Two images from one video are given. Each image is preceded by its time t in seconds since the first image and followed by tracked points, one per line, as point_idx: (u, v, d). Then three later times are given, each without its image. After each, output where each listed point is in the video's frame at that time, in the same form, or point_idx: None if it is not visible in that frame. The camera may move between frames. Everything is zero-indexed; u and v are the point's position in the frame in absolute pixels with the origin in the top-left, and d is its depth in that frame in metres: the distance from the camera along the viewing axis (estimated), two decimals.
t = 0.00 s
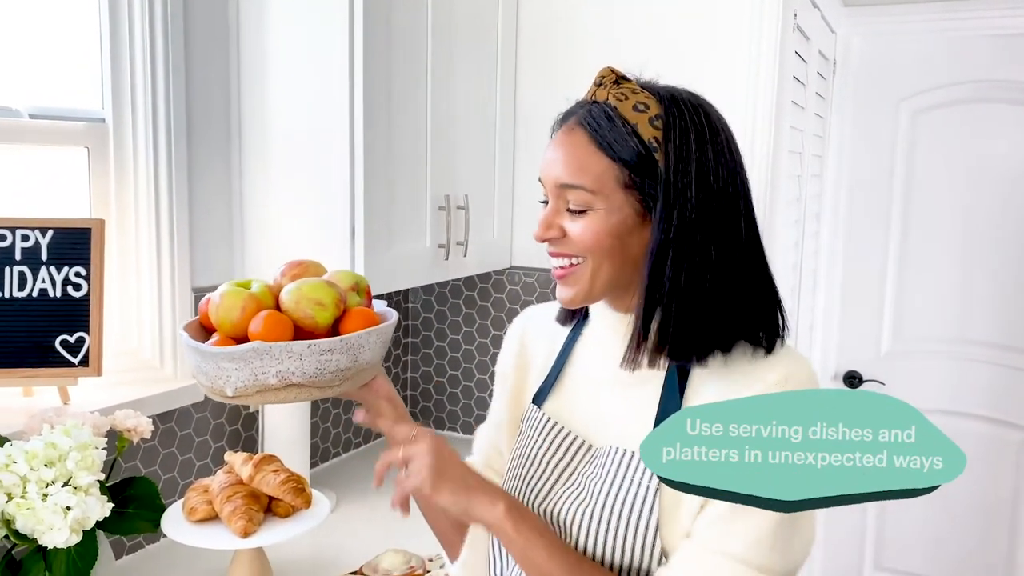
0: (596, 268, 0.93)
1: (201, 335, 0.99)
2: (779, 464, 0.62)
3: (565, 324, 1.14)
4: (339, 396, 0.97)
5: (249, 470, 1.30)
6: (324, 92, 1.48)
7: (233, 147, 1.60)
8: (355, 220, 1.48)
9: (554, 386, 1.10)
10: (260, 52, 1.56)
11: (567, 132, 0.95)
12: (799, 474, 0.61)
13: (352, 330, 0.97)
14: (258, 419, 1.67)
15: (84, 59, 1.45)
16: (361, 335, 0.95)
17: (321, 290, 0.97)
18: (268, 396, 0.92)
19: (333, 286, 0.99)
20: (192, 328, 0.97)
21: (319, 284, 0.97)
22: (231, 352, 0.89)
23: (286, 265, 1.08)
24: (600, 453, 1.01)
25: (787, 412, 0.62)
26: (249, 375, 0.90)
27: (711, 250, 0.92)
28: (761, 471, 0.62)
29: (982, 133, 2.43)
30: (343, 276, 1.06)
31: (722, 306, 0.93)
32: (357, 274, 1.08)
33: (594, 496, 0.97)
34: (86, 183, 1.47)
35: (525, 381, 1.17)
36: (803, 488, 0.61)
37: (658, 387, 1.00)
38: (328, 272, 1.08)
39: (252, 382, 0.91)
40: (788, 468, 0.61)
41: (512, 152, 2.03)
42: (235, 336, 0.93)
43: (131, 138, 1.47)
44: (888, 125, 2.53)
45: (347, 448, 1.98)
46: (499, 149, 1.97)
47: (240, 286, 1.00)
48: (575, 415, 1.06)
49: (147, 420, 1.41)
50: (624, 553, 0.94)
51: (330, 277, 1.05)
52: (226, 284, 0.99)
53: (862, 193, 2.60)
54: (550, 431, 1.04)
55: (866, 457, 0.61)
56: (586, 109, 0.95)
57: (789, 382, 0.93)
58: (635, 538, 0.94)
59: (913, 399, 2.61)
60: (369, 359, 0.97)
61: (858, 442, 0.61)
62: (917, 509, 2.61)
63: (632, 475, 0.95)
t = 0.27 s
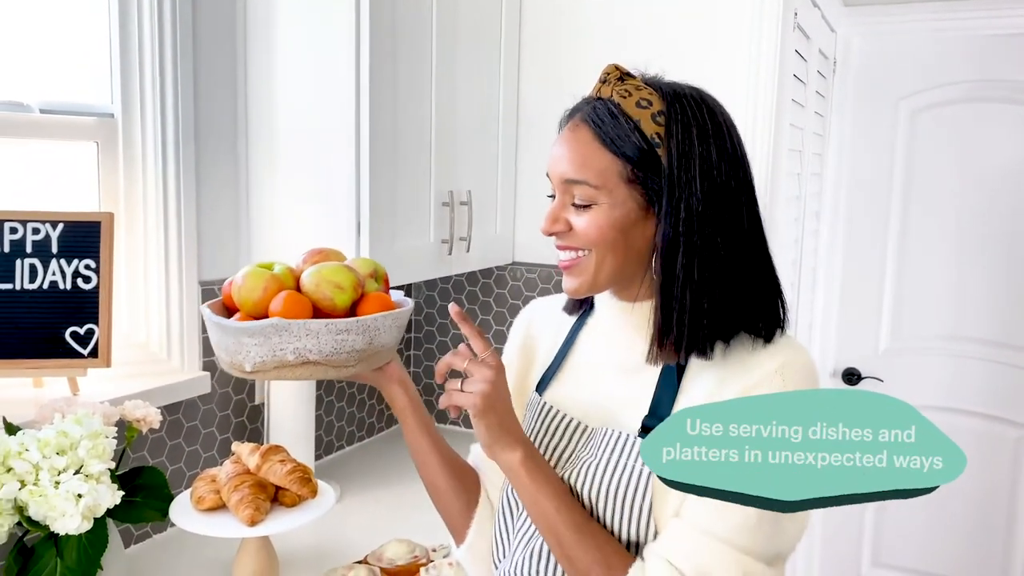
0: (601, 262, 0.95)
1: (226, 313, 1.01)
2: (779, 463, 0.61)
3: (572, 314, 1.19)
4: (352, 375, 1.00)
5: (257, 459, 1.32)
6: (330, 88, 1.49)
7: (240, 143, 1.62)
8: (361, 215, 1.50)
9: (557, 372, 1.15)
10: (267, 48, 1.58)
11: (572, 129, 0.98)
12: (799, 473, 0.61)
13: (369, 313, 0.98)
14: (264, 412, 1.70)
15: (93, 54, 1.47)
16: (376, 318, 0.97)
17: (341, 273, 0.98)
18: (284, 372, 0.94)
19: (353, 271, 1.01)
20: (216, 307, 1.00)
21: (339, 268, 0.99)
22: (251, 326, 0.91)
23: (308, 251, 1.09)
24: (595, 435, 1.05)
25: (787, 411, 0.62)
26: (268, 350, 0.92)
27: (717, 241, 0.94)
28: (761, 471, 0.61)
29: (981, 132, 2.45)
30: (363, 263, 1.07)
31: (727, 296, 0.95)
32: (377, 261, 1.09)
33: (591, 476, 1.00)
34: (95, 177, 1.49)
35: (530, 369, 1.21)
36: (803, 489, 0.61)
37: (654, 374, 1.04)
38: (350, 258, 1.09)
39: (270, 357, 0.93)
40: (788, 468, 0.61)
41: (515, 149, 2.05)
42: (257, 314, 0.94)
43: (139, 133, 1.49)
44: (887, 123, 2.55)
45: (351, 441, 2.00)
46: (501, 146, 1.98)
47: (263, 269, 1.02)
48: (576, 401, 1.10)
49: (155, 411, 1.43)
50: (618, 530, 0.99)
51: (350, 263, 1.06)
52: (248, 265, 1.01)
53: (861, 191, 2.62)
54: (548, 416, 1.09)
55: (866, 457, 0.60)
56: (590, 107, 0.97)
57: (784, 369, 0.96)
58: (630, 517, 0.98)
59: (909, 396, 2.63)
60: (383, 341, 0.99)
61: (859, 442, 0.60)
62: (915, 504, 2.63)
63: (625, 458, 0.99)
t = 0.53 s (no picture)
0: (607, 262, 0.98)
1: (245, 304, 1.04)
2: (779, 463, 0.65)
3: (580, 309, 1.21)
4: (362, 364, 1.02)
5: (262, 450, 1.34)
6: (337, 85, 1.52)
7: (247, 140, 1.65)
8: (366, 210, 1.52)
9: (562, 366, 1.18)
10: (273, 46, 1.60)
11: (581, 131, 1.00)
12: (798, 473, 0.65)
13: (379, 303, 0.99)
14: (269, 405, 1.72)
15: (103, 52, 1.49)
16: (385, 307, 0.99)
17: (352, 264, 1.00)
18: (295, 359, 0.97)
19: (365, 261, 1.02)
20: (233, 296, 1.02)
21: (351, 258, 1.00)
22: (263, 316, 0.94)
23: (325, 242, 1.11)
24: (596, 427, 1.08)
25: (787, 412, 0.66)
26: (279, 338, 0.95)
27: (721, 245, 0.96)
28: (761, 471, 0.66)
29: (979, 132, 2.47)
30: (376, 254, 1.08)
31: (731, 295, 0.97)
32: (390, 253, 1.10)
33: (589, 465, 1.04)
34: (104, 173, 1.52)
35: (537, 362, 1.25)
36: (803, 488, 0.65)
37: (655, 368, 1.06)
38: (365, 249, 1.10)
39: (282, 345, 0.95)
40: (788, 468, 0.65)
41: (517, 147, 2.08)
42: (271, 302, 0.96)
43: (148, 130, 1.51)
44: (886, 123, 2.58)
45: (354, 435, 2.03)
46: (504, 144, 2.01)
47: (277, 259, 1.03)
48: (580, 394, 1.13)
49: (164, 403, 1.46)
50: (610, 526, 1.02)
51: (364, 254, 1.08)
52: (264, 256, 1.02)
53: (860, 190, 2.64)
54: (555, 407, 1.13)
55: (866, 458, 0.64)
56: (599, 110, 1.00)
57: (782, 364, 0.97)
58: (622, 508, 1.01)
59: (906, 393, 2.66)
60: (393, 331, 1.01)
61: (858, 442, 0.64)
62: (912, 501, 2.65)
63: (621, 448, 1.02)
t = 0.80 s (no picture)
0: (609, 254, 1.00)
1: (257, 291, 1.06)
2: (779, 463, 0.72)
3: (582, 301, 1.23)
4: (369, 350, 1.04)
5: (267, 440, 1.37)
6: (341, 81, 1.54)
7: (251, 136, 1.67)
8: (368, 204, 1.54)
9: (564, 357, 1.20)
10: (278, 43, 1.62)
11: (583, 125, 1.02)
12: (798, 473, 0.71)
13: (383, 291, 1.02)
14: (272, 397, 1.75)
15: (110, 49, 1.52)
16: (390, 294, 1.01)
17: (359, 253, 1.03)
18: (302, 344, 0.99)
19: (371, 251, 1.05)
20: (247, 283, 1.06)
21: (357, 248, 1.04)
22: (270, 301, 0.96)
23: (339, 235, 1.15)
24: (594, 415, 1.10)
25: (786, 414, 0.73)
26: (286, 323, 0.97)
27: (719, 237, 0.98)
28: (761, 471, 0.72)
29: (977, 131, 2.49)
30: (385, 244, 1.11)
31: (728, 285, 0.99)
32: (400, 244, 1.13)
33: (588, 452, 1.06)
34: (112, 168, 1.54)
35: (540, 352, 1.27)
36: (803, 488, 0.71)
37: (654, 358, 1.08)
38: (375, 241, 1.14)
39: (289, 329, 0.98)
40: (787, 468, 0.71)
41: (518, 144, 2.10)
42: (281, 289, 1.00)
43: (154, 125, 1.54)
44: (886, 121, 2.60)
45: (357, 428, 2.05)
46: (505, 141, 2.03)
47: (290, 248, 1.07)
48: (580, 384, 1.15)
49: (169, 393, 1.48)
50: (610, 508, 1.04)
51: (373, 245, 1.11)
52: (278, 245, 1.06)
53: (859, 188, 2.66)
54: (556, 397, 1.15)
55: (866, 458, 0.70)
56: (600, 104, 1.02)
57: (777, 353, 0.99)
58: (621, 493, 1.03)
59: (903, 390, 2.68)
60: (398, 317, 1.03)
61: (858, 443, 0.71)
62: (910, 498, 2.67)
63: (619, 435, 1.04)
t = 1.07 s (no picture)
0: (599, 253, 1.02)
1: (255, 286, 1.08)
2: (779, 463, 0.63)
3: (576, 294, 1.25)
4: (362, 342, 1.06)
5: (265, 433, 1.39)
6: (341, 81, 1.56)
7: (252, 135, 1.69)
8: (367, 203, 1.56)
9: (556, 351, 1.22)
10: (278, 43, 1.65)
11: (582, 124, 1.03)
12: (798, 473, 0.63)
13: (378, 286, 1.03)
14: (271, 392, 1.77)
15: (113, 49, 1.54)
16: (384, 289, 1.03)
17: (354, 247, 1.05)
18: (298, 337, 1.01)
19: (366, 246, 1.07)
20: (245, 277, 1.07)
21: (352, 242, 1.05)
22: (266, 295, 0.98)
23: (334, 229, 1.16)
24: (585, 409, 1.12)
25: (786, 413, 0.65)
26: (282, 316, 0.99)
27: (710, 244, 1.00)
28: (760, 471, 0.63)
29: (973, 130, 2.51)
30: (380, 239, 1.13)
31: (718, 288, 1.01)
32: (393, 239, 1.14)
33: (578, 445, 1.08)
34: (113, 165, 1.56)
35: (533, 346, 1.29)
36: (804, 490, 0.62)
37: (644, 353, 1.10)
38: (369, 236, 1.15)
39: (284, 323, 1.00)
40: (787, 468, 0.63)
41: (516, 143, 2.12)
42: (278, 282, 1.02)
43: (156, 124, 1.56)
44: (883, 121, 2.61)
45: (355, 424, 2.07)
46: (503, 140, 2.05)
47: (285, 244, 1.08)
48: (572, 378, 1.17)
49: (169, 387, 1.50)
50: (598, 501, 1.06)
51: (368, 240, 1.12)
52: (274, 240, 1.08)
53: (856, 188, 2.67)
54: (548, 391, 1.17)
55: (867, 458, 0.62)
56: (600, 104, 1.03)
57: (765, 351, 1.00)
58: (610, 486, 1.05)
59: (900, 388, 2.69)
60: (392, 311, 1.05)
61: (858, 443, 0.62)
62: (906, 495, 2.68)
63: (610, 430, 1.06)
